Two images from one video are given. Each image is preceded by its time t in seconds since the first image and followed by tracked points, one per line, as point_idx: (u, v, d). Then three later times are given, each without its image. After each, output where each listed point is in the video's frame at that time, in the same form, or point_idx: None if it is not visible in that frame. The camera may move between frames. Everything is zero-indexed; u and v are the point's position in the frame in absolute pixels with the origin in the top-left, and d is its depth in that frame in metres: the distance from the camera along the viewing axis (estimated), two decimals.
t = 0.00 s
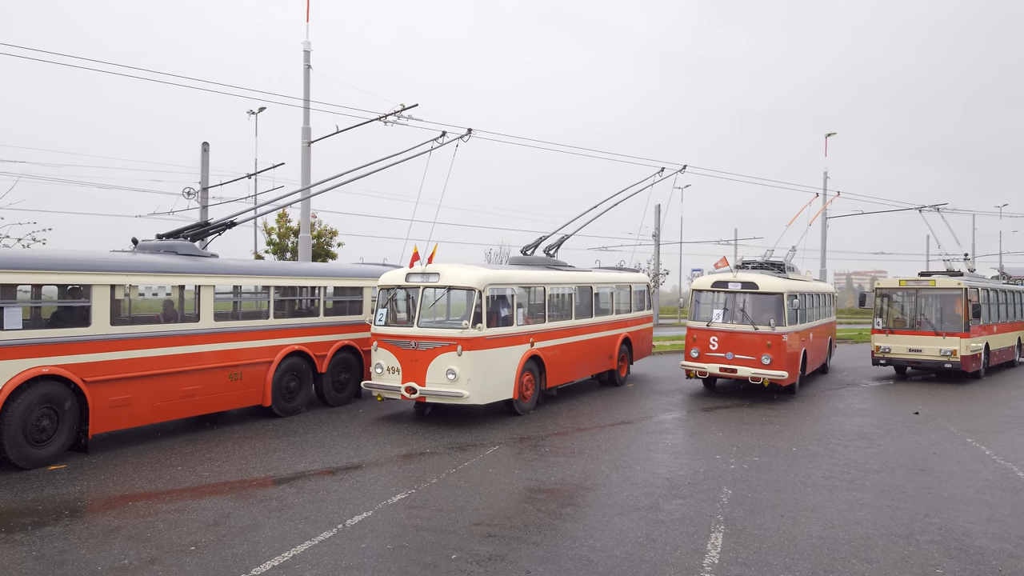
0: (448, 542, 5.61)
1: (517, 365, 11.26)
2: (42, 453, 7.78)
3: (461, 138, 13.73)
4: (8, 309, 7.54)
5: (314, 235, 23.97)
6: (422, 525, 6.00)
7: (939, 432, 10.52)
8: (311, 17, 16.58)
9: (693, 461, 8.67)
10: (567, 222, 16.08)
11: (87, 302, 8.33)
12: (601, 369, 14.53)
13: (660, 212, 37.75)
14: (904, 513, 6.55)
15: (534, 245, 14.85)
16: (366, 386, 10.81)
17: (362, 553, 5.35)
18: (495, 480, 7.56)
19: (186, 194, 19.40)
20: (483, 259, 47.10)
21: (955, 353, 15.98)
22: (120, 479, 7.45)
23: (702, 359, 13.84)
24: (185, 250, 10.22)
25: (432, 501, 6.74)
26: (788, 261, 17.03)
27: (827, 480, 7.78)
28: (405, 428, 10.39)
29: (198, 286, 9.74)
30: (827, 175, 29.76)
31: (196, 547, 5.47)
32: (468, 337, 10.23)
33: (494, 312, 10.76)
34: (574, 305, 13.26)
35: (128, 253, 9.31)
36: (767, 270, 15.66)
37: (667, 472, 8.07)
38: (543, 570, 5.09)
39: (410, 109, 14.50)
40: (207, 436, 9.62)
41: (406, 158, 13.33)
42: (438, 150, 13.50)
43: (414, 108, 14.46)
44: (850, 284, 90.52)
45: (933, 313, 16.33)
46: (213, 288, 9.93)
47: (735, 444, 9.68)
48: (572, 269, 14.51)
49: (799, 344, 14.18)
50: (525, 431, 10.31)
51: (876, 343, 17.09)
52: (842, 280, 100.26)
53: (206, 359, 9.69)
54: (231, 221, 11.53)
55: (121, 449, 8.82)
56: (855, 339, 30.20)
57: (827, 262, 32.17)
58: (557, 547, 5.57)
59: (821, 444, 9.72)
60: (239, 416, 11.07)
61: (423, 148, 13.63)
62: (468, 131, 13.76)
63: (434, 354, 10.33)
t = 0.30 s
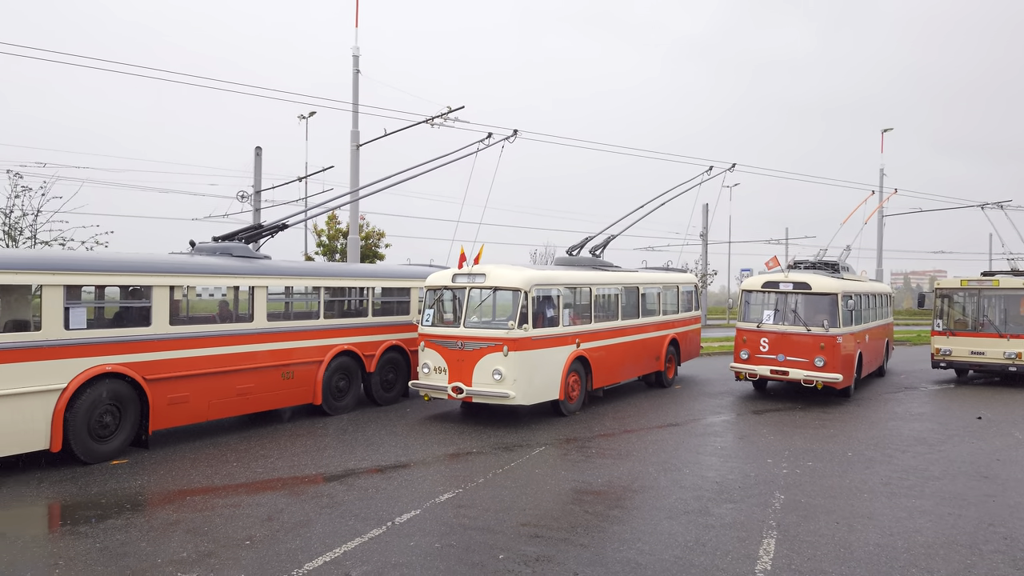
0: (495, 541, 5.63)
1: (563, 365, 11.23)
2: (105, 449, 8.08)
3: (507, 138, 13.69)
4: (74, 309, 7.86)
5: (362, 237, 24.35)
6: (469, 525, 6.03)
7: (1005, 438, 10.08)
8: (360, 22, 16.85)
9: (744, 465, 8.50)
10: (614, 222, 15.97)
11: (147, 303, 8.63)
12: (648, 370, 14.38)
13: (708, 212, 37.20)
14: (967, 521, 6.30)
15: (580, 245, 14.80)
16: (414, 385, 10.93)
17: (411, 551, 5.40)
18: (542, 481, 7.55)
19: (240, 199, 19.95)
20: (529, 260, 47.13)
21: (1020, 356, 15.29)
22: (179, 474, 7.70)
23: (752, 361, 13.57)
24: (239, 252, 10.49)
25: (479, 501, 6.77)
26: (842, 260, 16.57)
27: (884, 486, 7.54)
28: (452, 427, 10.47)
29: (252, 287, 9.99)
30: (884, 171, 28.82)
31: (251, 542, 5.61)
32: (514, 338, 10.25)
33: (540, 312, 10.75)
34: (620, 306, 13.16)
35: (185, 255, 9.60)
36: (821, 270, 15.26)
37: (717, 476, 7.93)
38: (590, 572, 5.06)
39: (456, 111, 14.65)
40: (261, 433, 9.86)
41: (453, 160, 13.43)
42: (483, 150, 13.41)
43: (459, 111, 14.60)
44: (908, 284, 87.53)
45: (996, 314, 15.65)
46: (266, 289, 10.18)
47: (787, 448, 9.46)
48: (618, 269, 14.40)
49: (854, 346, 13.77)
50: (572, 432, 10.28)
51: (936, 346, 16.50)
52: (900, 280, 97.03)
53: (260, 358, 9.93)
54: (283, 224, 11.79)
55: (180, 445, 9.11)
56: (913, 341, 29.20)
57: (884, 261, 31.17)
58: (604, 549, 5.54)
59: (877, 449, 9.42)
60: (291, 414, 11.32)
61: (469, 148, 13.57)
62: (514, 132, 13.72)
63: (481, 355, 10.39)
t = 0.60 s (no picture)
0: (537, 542, 5.63)
1: (605, 366, 11.16)
2: (159, 445, 8.32)
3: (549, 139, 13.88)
4: (129, 309, 8.13)
5: (404, 238, 24.62)
6: (511, 525, 6.04)
7: None
8: (402, 26, 17.04)
9: (791, 469, 8.32)
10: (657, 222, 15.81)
11: (198, 303, 8.87)
12: (691, 372, 14.19)
13: (753, 210, 36.56)
14: None
15: (622, 245, 14.69)
16: (455, 385, 11.00)
17: (454, 551, 5.44)
18: (584, 482, 7.52)
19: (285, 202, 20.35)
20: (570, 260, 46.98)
21: None
22: (228, 471, 7.89)
23: (800, 363, 13.28)
24: (285, 254, 10.71)
25: (521, 501, 6.77)
26: (893, 260, 16.10)
27: (938, 493, 7.30)
28: (493, 428, 10.49)
29: (298, 288, 10.18)
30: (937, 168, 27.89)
31: (298, 538, 5.72)
32: (555, 339, 10.22)
33: (581, 313, 10.70)
34: (663, 307, 13.02)
35: (234, 257, 9.83)
36: (871, 270, 14.85)
37: (763, 480, 7.78)
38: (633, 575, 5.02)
39: (498, 112, 14.70)
40: (307, 432, 10.04)
41: (494, 161, 13.48)
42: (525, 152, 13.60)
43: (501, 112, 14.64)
44: (963, 284, 84.58)
45: None
46: (311, 290, 10.36)
47: (836, 453, 9.22)
48: (660, 269, 14.25)
49: (906, 349, 13.36)
50: (614, 433, 10.21)
51: (993, 348, 15.91)
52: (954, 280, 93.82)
53: (306, 358, 10.12)
54: (328, 225, 11.99)
55: (229, 442, 9.33)
56: (968, 343, 28.21)
57: (938, 261, 30.16)
58: (648, 552, 5.48)
59: (931, 455, 9.12)
60: (336, 414, 11.50)
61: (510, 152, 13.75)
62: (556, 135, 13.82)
63: (522, 355, 10.40)
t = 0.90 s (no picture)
0: (578, 544, 5.60)
1: (646, 368, 11.05)
2: (208, 442, 8.52)
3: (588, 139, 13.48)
4: (179, 309, 8.36)
5: (443, 239, 24.78)
6: (551, 526, 6.02)
7: None
8: (442, 28, 17.16)
9: (838, 474, 8.12)
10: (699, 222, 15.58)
11: (245, 304, 9.07)
12: (734, 374, 13.96)
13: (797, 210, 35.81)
14: None
15: (663, 245, 14.52)
16: (495, 385, 11.02)
17: (494, 551, 5.44)
18: (625, 484, 7.45)
19: (327, 204, 20.70)
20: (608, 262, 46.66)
21: None
22: (273, 468, 8.03)
23: (847, 365, 12.95)
24: (328, 255, 10.87)
25: (562, 502, 6.74)
26: (945, 259, 15.59)
27: (995, 501, 7.03)
28: (533, 428, 10.48)
29: (340, 288, 10.33)
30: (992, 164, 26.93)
31: (342, 535, 5.79)
32: (595, 340, 10.16)
33: (621, 314, 10.62)
34: (705, 307, 12.84)
35: (279, 258, 10.01)
36: (922, 270, 14.40)
37: (809, 485, 7.61)
38: None
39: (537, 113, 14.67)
40: (349, 430, 10.17)
41: (533, 161, 13.47)
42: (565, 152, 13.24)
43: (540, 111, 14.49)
44: (1019, 284, 81.50)
45: None
46: (353, 291, 10.51)
47: (886, 458, 8.96)
48: (702, 270, 14.05)
49: (960, 351, 12.91)
50: (655, 435, 10.10)
51: None
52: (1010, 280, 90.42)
53: (348, 358, 10.25)
54: (370, 227, 12.13)
55: (274, 440, 9.51)
56: None
57: (993, 260, 29.08)
58: (691, 556, 5.41)
59: (987, 461, 8.79)
60: (377, 413, 11.62)
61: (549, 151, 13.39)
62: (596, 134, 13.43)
63: (561, 356, 10.37)
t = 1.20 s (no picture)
0: (620, 547, 5.55)
1: (688, 369, 10.91)
2: (255, 439, 8.70)
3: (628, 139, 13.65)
4: (228, 309, 8.56)
5: (484, 241, 24.88)
6: (593, 528, 5.98)
7: None
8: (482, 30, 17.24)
9: (889, 480, 7.88)
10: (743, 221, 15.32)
11: (291, 304, 9.24)
12: (780, 376, 13.69)
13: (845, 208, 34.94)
14: None
15: (706, 245, 14.32)
16: (536, 386, 11.00)
17: (536, 552, 5.43)
18: (668, 487, 7.36)
19: (370, 207, 20.99)
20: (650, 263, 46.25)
21: None
22: (318, 466, 8.16)
23: (898, 368, 12.58)
24: (371, 256, 11.02)
25: (604, 505, 6.70)
26: (1004, 259, 15.02)
27: None
28: (574, 430, 10.44)
29: (383, 289, 10.45)
30: None
31: (385, 533, 5.85)
32: (637, 341, 10.07)
33: (663, 315, 10.50)
34: (749, 308, 12.61)
35: (323, 260, 10.17)
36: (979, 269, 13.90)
37: (859, 490, 7.40)
38: None
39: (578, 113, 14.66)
40: (391, 430, 10.28)
41: (573, 162, 13.42)
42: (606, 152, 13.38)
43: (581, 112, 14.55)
44: None
45: None
46: (396, 291, 10.61)
47: (940, 464, 8.66)
48: (746, 270, 13.83)
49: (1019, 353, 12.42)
50: (698, 438, 9.95)
51: None
52: None
53: (390, 358, 10.36)
54: (411, 229, 12.25)
55: (319, 438, 9.66)
56: None
57: None
58: (736, 561, 5.31)
59: None
60: (419, 413, 11.72)
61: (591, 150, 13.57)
62: (638, 131, 13.50)
63: (602, 357, 10.30)
